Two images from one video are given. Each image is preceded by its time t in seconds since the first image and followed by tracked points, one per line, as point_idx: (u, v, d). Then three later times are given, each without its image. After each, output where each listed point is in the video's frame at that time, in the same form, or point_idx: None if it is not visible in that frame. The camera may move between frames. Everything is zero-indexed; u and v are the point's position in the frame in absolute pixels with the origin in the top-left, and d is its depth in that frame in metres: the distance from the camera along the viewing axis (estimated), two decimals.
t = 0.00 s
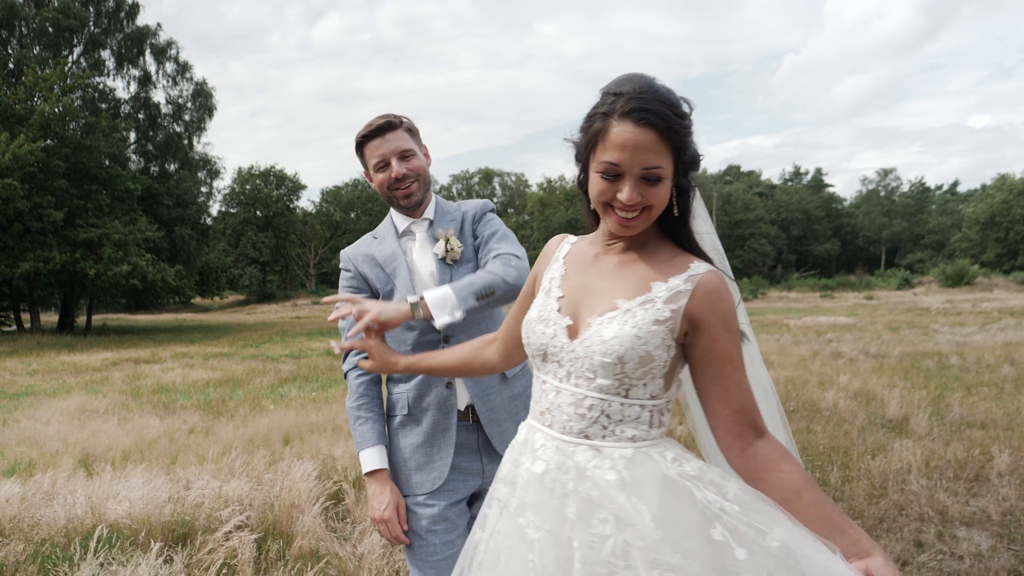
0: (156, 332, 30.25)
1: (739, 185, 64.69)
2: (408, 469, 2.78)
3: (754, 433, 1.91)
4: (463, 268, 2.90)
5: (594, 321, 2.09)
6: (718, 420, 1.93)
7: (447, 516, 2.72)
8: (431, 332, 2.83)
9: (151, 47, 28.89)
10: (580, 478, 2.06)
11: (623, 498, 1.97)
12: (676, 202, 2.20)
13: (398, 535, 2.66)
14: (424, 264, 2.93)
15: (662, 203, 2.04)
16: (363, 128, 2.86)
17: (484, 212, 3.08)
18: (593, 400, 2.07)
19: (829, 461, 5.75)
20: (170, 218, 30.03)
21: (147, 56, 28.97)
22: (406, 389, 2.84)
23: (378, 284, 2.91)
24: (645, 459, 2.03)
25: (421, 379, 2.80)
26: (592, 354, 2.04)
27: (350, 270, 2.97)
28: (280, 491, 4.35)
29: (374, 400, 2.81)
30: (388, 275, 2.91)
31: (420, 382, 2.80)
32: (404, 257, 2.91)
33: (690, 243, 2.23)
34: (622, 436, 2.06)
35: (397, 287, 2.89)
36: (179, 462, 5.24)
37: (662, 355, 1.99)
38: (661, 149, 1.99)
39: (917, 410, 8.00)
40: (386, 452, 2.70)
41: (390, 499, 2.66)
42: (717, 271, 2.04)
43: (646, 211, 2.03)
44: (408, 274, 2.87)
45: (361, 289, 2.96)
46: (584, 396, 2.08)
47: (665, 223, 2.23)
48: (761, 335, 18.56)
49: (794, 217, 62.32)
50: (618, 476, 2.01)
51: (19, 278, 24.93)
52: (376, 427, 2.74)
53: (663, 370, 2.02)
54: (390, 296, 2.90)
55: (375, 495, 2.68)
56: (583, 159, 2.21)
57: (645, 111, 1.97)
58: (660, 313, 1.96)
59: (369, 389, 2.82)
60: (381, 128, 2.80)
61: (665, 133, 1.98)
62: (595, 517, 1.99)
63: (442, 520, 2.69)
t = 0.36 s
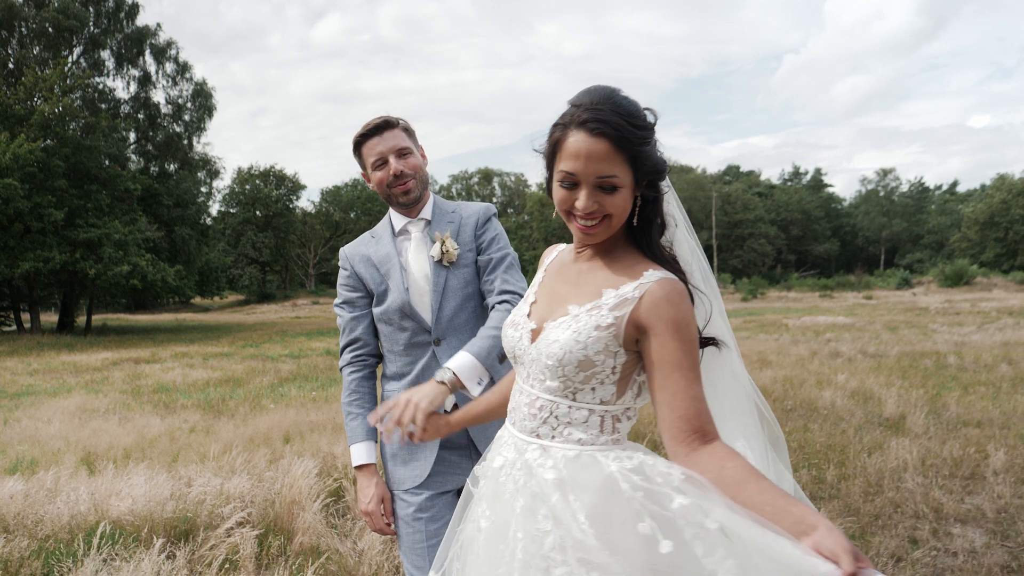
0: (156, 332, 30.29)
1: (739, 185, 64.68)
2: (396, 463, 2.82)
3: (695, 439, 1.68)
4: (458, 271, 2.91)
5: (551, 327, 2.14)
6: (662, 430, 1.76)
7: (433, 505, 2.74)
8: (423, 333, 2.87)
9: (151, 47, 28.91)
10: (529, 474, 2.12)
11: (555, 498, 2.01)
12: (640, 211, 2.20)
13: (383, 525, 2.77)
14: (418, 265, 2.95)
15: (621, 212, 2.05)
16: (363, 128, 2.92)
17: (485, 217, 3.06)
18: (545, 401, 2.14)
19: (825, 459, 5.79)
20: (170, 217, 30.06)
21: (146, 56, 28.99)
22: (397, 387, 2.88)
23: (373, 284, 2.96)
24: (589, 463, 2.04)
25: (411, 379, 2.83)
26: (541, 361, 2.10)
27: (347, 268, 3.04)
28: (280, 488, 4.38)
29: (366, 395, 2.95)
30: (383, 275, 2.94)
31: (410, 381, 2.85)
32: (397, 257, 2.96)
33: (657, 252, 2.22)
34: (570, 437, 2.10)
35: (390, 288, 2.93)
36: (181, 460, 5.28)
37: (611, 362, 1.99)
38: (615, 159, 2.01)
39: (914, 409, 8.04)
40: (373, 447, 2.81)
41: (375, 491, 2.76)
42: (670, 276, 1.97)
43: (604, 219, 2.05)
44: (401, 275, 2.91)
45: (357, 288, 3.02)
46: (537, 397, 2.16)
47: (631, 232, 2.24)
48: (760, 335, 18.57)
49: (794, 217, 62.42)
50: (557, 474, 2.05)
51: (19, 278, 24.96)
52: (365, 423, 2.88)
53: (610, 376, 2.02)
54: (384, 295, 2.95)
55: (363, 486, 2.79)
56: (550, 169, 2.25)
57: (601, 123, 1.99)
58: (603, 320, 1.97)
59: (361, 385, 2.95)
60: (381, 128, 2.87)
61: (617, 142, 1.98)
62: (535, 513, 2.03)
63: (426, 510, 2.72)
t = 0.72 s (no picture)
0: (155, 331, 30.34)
1: (738, 185, 64.68)
2: (392, 459, 2.87)
3: (636, 456, 1.52)
4: (459, 274, 2.94)
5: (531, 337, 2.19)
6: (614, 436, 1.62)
7: (430, 501, 2.77)
8: (422, 333, 2.91)
9: (151, 48, 28.94)
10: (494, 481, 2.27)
11: (508, 503, 2.16)
12: (620, 227, 2.19)
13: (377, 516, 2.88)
14: (418, 263, 2.98)
15: (588, 226, 2.07)
16: (368, 123, 2.95)
17: (486, 219, 3.10)
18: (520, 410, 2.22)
19: (823, 458, 5.83)
20: (170, 217, 30.08)
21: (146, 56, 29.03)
22: (395, 384, 2.94)
23: (374, 283, 3.01)
24: (547, 474, 2.12)
25: (411, 377, 2.88)
26: (515, 373, 2.21)
27: (348, 265, 3.08)
28: (284, 486, 4.43)
29: (366, 391, 3.06)
30: (383, 273, 2.99)
31: (409, 380, 2.90)
32: (398, 257, 3.00)
33: (636, 271, 2.15)
34: (535, 448, 2.18)
35: (391, 287, 2.98)
36: (184, 459, 5.33)
37: (570, 376, 2.03)
38: (580, 174, 2.01)
39: (912, 408, 8.07)
40: (371, 444, 2.93)
41: (373, 485, 2.89)
42: (633, 291, 1.93)
43: (572, 233, 2.08)
44: (402, 273, 2.96)
45: (358, 286, 3.07)
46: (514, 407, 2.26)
47: (612, 249, 2.22)
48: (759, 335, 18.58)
49: (793, 217, 62.47)
50: (512, 484, 2.18)
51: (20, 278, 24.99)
52: (365, 418, 3.01)
53: (570, 391, 2.06)
54: (385, 294, 2.99)
55: (360, 480, 2.91)
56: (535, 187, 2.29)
57: (570, 136, 2.01)
58: (556, 337, 2.02)
59: (361, 381, 3.05)
60: (387, 125, 2.90)
61: (582, 154, 1.99)
62: (499, 515, 2.17)
63: (423, 506, 2.75)
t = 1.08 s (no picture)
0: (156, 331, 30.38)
1: (737, 185, 64.81)
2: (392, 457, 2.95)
3: (586, 485, 1.70)
4: (459, 274, 3.00)
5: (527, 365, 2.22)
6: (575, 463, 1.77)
7: (423, 507, 2.84)
8: (422, 332, 2.96)
9: (152, 48, 29.00)
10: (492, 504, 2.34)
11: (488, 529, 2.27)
12: (603, 265, 2.09)
13: (375, 514, 2.98)
14: (419, 263, 3.03)
15: (567, 263, 2.00)
16: (376, 122, 2.98)
17: (490, 223, 3.15)
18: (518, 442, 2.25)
19: (821, 457, 5.90)
20: (170, 217, 30.13)
21: (147, 56, 29.08)
22: (394, 382, 2.99)
23: (374, 281, 3.06)
24: (526, 502, 2.18)
25: (409, 375, 2.94)
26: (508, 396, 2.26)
27: (349, 264, 3.13)
28: (289, 483, 4.48)
29: (364, 389, 3.10)
30: (384, 272, 3.04)
31: (408, 378, 2.95)
32: (400, 256, 3.05)
33: (617, 312, 2.03)
34: (523, 475, 2.20)
35: (391, 285, 3.03)
36: (190, 457, 5.41)
37: (547, 409, 2.06)
38: (557, 212, 1.95)
39: (910, 408, 8.12)
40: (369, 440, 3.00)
41: (371, 481, 2.98)
42: (605, 330, 1.90)
43: (550, 270, 2.01)
44: (403, 272, 3.01)
45: (358, 284, 3.12)
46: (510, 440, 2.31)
47: (599, 288, 2.11)
48: (758, 335, 18.63)
49: (793, 217, 62.57)
50: (498, 508, 2.28)
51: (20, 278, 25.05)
52: (363, 416, 3.05)
53: (548, 422, 2.08)
54: (385, 292, 3.04)
55: (358, 478, 2.98)
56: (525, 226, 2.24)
57: (550, 177, 1.96)
58: (534, 369, 2.06)
59: (360, 378, 3.10)
60: (395, 124, 2.96)
61: (558, 194, 1.94)
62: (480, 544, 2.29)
63: (416, 511, 2.82)
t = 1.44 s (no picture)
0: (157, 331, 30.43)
1: (737, 185, 64.84)
2: (392, 453, 3.00)
3: (563, 524, 1.77)
4: (459, 274, 3.06)
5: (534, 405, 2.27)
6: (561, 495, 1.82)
7: (419, 506, 2.94)
8: (420, 330, 3.02)
9: (153, 48, 29.07)
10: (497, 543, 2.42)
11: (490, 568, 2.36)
12: (595, 309, 2.17)
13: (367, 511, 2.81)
14: (418, 262, 3.09)
15: (559, 308, 2.07)
16: (382, 122, 3.01)
17: (491, 223, 3.21)
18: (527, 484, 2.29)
19: (820, 455, 5.97)
20: (171, 218, 30.18)
21: (147, 57, 29.14)
22: (394, 379, 3.05)
23: (374, 279, 3.11)
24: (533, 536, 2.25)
25: (408, 371, 3.01)
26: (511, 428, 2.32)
27: (350, 261, 3.19)
28: (296, 480, 4.55)
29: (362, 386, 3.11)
30: (384, 270, 3.10)
31: (406, 375, 3.02)
32: (400, 255, 3.10)
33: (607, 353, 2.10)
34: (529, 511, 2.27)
35: (390, 284, 3.08)
36: (196, 455, 5.48)
37: (544, 448, 2.11)
38: (549, 260, 2.02)
39: (908, 407, 8.18)
40: (364, 435, 2.93)
41: (361, 478, 2.80)
42: (595, 372, 1.96)
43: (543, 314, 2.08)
44: (402, 271, 3.06)
45: (358, 281, 3.18)
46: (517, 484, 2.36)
47: (591, 329, 2.18)
48: (758, 335, 18.69)
49: (792, 217, 62.66)
50: (505, 545, 2.35)
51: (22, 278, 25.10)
52: (359, 411, 2.99)
53: (546, 462, 2.15)
54: (384, 291, 3.10)
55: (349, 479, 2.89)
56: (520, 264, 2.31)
57: (542, 226, 2.02)
58: (533, 410, 2.12)
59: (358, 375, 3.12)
60: (402, 126, 2.97)
61: (548, 243, 2.00)
62: None
63: (413, 508, 2.93)
